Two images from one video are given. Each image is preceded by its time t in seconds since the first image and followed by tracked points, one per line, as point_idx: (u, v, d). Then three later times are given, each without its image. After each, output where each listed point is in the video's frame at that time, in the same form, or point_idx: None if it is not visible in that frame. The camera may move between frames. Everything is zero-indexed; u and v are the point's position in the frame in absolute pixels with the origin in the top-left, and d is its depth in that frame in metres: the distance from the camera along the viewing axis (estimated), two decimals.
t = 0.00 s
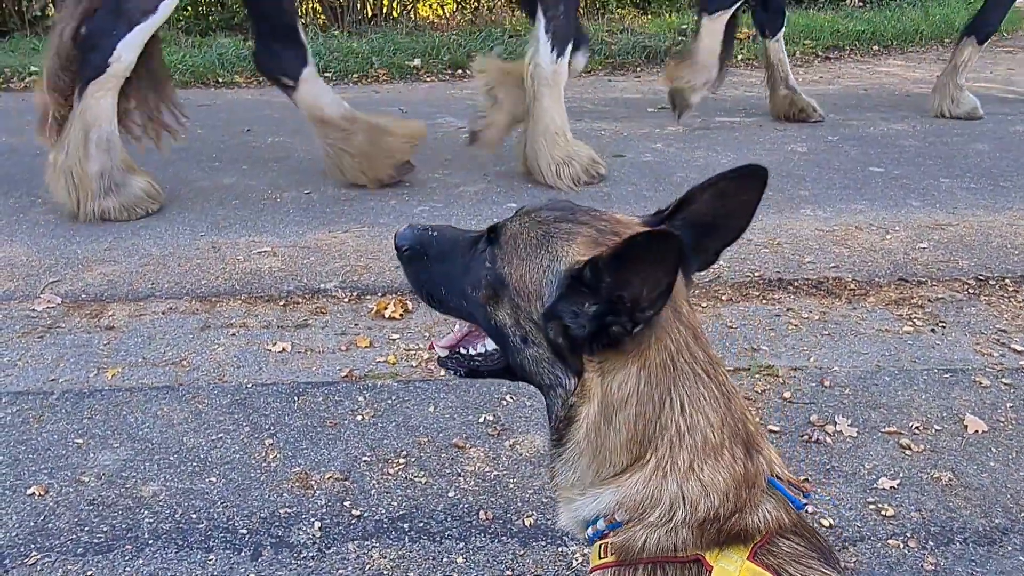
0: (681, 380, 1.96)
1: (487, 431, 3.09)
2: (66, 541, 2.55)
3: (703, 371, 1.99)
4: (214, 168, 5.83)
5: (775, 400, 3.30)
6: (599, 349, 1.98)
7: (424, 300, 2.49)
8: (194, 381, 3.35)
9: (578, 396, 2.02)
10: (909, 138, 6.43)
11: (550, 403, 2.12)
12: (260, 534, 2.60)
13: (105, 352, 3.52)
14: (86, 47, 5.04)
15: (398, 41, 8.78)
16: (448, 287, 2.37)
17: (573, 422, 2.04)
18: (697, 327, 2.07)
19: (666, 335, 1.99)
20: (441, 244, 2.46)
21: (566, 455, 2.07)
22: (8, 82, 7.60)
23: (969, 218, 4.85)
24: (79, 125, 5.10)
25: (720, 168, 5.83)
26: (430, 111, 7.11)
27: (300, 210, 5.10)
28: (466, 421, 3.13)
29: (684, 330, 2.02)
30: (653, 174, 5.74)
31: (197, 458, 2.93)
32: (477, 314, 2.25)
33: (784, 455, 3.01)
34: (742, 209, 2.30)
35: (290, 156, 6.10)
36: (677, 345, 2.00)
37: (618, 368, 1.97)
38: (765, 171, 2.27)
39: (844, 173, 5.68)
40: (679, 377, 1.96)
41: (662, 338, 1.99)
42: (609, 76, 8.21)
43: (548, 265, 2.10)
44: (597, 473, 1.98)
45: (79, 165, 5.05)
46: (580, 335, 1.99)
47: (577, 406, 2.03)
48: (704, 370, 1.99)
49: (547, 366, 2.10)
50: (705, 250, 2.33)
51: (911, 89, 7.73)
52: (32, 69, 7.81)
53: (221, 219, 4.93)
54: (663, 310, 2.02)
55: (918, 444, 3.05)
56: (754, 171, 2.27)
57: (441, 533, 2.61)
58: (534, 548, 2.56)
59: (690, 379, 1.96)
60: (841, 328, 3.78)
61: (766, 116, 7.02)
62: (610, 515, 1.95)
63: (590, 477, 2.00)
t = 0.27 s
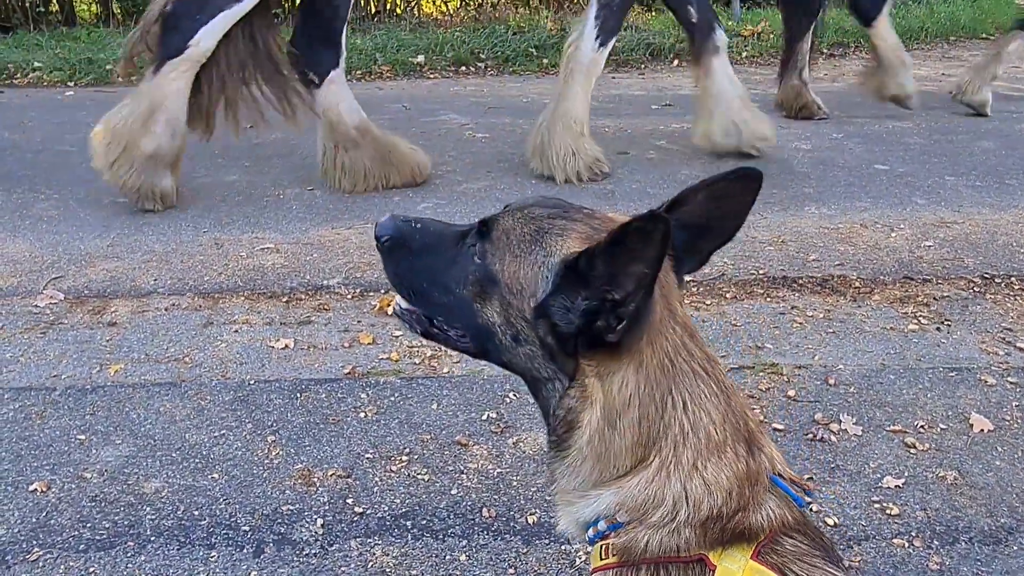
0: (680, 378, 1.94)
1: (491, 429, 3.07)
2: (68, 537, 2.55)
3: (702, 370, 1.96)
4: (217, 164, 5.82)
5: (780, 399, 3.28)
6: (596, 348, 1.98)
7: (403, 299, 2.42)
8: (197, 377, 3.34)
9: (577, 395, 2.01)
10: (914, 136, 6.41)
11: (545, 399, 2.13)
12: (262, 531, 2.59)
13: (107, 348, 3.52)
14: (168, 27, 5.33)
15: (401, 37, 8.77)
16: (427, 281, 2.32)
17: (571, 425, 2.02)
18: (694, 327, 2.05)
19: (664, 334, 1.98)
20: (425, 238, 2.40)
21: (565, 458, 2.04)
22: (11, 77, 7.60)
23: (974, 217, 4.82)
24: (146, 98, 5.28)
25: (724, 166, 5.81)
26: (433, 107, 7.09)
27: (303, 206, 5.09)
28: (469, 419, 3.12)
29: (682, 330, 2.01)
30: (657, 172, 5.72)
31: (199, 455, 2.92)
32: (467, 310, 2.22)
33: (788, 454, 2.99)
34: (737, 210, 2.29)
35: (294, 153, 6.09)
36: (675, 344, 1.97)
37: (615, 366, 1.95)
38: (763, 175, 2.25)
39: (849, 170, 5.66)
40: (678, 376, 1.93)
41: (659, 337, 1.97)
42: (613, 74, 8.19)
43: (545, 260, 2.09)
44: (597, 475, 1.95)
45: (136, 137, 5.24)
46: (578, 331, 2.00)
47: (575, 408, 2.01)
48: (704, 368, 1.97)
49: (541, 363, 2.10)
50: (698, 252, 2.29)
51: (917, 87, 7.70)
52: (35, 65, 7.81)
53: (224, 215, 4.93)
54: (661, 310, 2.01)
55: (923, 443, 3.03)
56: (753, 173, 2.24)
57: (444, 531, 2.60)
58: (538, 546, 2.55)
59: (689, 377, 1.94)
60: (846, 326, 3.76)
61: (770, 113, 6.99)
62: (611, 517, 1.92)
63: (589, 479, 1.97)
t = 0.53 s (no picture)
0: (643, 379, 1.90)
1: (494, 425, 3.07)
2: (72, 531, 2.55)
3: (666, 369, 1.93)
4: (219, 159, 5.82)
5: (785, 396, 3.27)
6: (553, 351, 1.97)
7: (392, 297, 2.46)
8: (201, 372, 3.34)
9: (537, 398, 2.00)
10: (920, 133, 6.38)
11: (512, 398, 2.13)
12: (265, 526, 2.59)
13: (111, 343, 3.52)
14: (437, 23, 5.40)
15: (407, 32, 8.76)
16: (410, 283, 2.36)
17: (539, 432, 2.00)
18: (658, 323, 2.01)
19: (624, 336, 1.94)
20: (409, 240, 2.42)
21: (537, 464, 2.02)
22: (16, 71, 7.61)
23: (981, 215, 4.80)
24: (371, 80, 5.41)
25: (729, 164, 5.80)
26: (437, 103, 7.08)
27: (308, 201, 5.09)
28: (473, 415, 3.12)
29: (644, 329, 1.97)
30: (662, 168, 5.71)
31: (203, 450, 2.92)
32: (436, 309, 2.26)
33: (793, 452, 2.99)
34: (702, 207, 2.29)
35: (297, 148, 6.09)
36: (636, 344, 1.94)
37: (575, 371, 1.93)
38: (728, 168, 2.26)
39: (854, 168, 5.64)
40: (641, 378, 1.90)
41: (618, 339, 1.93)
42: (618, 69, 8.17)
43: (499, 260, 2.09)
44: (570, 483, 1.93)
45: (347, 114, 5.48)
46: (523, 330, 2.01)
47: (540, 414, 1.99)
48: (668, 368, 1.94)
49: (501, 361, 2.11)
50: (667, 248, 2.26)
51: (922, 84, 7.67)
52: (41, 59, 7.82)
53: (228, 210, 4.92)
54: (620, 310, 1.97)
55: (929, 442, 3.02)
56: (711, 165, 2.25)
57: (448, 528, 2.60)
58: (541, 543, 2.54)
59: (653, 379, 1.91)
60: (851, 324, 3.75)
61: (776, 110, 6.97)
62: (592, 524, 1.91)
63: (562, 486, 1.95)
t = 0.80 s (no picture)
0: (606, 365, 1.86)
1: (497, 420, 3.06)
2: (74, 524, 2.55)
3: (631, 355, 1.89)
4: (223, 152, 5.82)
5: (788, 393, 3.27)
6: (520, 339, 1.96)
7: (425, 286, 2.50)
8: (204, 365, 3.34)
9: (507, 382, 1.99)
10: (925, 130, 6.36)
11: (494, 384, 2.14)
12: (268, 520, 2.59)
13: (115, 335, 3.52)
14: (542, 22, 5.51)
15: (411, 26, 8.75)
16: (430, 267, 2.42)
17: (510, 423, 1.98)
18: (628, 311, 1.97)
19: (588, 323, 1.91)
20: (439, 228, 2.45)
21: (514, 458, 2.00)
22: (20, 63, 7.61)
23: (986, 211, 4.79)
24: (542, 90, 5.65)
25: (733, 159, 5.78)
26: (441, 97, 7.06)
27: (311, 194, 5.08)
28: (476, 410, 3.11)
29: (611, 316, 1.93)
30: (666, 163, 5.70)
31: (206, 443, 2.92)
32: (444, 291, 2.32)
33: (796, 448, 2.98)
34: (686, 206, 2.22)
35: (301, 141, 6.08)
36: (602, 330, 1.91)
37: (539, 354, 1.91)
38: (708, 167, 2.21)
39: (859, 164, 5.63)
40: (604, 363, 1.86)
41: (582, 324, 1.91)
42: (623, 64, 8.14)
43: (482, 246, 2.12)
44: (539, 473, 1.90)
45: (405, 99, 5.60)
46: (489, 316, 2.02)
47: (509, 405, 1.97)
48: (635, 354, 1.89)
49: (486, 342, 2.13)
50: (651, 245, 2.16)
51: (928, 80, 7.64)
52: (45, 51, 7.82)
53: (232, 203, 4.92)
54: (586, 298, 1.95)
55: (932, 439, 3.02)
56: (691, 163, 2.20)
57: (450, 522, 2.60)
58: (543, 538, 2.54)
59: (616, 364, 1.87)
60: (855, 320, 3.74)
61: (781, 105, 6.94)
62: (572, 513, 1.84)
63: (535, 477, 1.92)
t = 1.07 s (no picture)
0: (602, 363, 1.84)
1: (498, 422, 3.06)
2: (74, 523, 2.55)
3: (627, 355, 1.86)
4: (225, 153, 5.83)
5: (789, 397, 3.27)
6: (519, 333, 1.95)
7: (423, 283, 2.51)
8: (205, 365, 3.34)
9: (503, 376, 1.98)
10: (928, 134, 6.35)
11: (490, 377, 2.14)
12: (268, 520, 2.59)
13: (116, 335, 3.52)
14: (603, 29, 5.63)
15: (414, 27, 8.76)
16: (428, 266, 2.43)
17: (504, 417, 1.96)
18: (627, 309, 1.94)
19: (585, 320, 1.89)
20: (434, 226, 2.48)
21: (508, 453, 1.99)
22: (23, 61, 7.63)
23: (988, 216, 4.79)
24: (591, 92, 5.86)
25: (735, 162, 5.78)
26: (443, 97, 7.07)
27: (313, 195, 5.08)
28: (477, 412, 3.11)
29: (608, 315, 1.91)
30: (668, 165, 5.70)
31: (206, 443, 2.92)
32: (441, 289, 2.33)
33: (797, 453, 2.98)
34: (684, 203, 2.23)
35: (303, 141, 6.08)
36: (599, 327, 1.89)
37: (537, 349, 1.90)
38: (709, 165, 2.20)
39: (861, 168, 5.63)
40: (600, 362, 1.84)
41: (581, 322, 1.89)
42: (625, 66, 8.15)
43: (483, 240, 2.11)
44: (531, 469, 1.89)
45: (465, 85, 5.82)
46: (489, 311, 2.02)
47: (504, 400, 1.96)
48: (631, 354, 1.87)
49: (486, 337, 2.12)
50: (650, 243, 2.19)
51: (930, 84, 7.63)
52: (48, 49, 7.84)
53: (234, 203, 4.92)
54: (585, 295, 1.93)
55: (933, 444, 3.01)
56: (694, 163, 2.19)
57: (450, 524, 2.60)
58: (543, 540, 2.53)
59: (612, 363, 1.84)
60: (857, 325, 3.74)
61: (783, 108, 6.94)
62: (559, 512, 1.84)
63: (527, 472, 1.91)
